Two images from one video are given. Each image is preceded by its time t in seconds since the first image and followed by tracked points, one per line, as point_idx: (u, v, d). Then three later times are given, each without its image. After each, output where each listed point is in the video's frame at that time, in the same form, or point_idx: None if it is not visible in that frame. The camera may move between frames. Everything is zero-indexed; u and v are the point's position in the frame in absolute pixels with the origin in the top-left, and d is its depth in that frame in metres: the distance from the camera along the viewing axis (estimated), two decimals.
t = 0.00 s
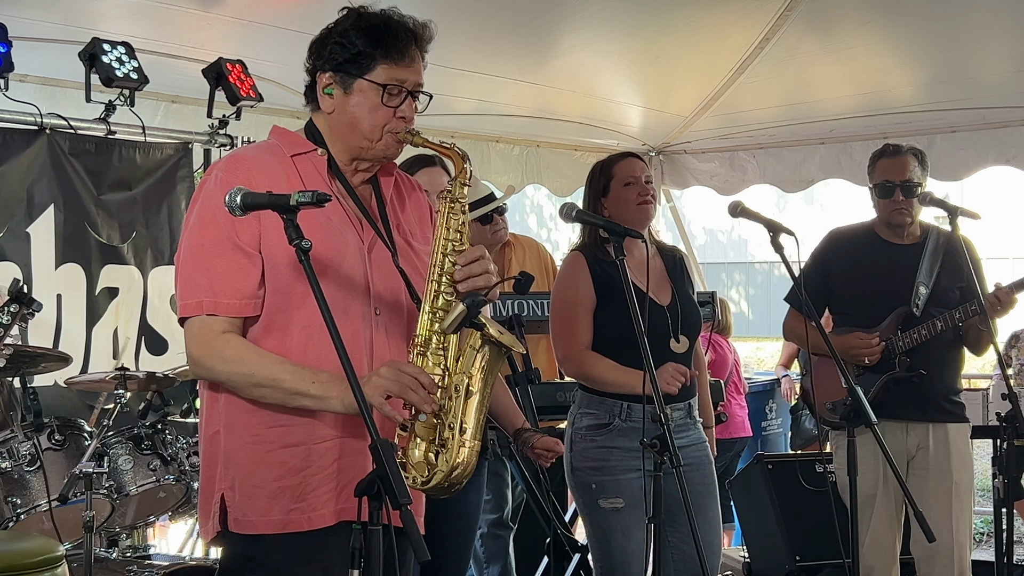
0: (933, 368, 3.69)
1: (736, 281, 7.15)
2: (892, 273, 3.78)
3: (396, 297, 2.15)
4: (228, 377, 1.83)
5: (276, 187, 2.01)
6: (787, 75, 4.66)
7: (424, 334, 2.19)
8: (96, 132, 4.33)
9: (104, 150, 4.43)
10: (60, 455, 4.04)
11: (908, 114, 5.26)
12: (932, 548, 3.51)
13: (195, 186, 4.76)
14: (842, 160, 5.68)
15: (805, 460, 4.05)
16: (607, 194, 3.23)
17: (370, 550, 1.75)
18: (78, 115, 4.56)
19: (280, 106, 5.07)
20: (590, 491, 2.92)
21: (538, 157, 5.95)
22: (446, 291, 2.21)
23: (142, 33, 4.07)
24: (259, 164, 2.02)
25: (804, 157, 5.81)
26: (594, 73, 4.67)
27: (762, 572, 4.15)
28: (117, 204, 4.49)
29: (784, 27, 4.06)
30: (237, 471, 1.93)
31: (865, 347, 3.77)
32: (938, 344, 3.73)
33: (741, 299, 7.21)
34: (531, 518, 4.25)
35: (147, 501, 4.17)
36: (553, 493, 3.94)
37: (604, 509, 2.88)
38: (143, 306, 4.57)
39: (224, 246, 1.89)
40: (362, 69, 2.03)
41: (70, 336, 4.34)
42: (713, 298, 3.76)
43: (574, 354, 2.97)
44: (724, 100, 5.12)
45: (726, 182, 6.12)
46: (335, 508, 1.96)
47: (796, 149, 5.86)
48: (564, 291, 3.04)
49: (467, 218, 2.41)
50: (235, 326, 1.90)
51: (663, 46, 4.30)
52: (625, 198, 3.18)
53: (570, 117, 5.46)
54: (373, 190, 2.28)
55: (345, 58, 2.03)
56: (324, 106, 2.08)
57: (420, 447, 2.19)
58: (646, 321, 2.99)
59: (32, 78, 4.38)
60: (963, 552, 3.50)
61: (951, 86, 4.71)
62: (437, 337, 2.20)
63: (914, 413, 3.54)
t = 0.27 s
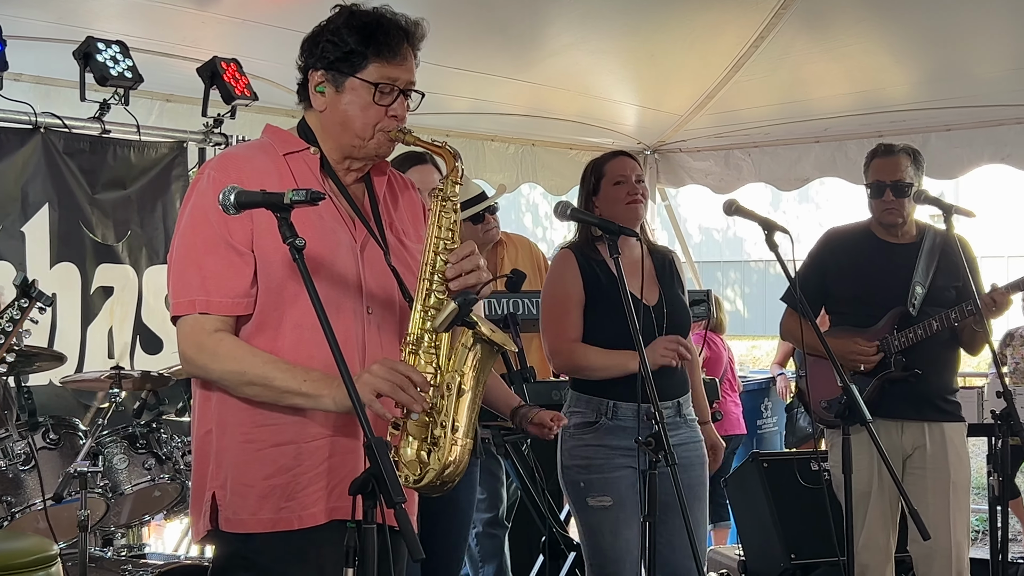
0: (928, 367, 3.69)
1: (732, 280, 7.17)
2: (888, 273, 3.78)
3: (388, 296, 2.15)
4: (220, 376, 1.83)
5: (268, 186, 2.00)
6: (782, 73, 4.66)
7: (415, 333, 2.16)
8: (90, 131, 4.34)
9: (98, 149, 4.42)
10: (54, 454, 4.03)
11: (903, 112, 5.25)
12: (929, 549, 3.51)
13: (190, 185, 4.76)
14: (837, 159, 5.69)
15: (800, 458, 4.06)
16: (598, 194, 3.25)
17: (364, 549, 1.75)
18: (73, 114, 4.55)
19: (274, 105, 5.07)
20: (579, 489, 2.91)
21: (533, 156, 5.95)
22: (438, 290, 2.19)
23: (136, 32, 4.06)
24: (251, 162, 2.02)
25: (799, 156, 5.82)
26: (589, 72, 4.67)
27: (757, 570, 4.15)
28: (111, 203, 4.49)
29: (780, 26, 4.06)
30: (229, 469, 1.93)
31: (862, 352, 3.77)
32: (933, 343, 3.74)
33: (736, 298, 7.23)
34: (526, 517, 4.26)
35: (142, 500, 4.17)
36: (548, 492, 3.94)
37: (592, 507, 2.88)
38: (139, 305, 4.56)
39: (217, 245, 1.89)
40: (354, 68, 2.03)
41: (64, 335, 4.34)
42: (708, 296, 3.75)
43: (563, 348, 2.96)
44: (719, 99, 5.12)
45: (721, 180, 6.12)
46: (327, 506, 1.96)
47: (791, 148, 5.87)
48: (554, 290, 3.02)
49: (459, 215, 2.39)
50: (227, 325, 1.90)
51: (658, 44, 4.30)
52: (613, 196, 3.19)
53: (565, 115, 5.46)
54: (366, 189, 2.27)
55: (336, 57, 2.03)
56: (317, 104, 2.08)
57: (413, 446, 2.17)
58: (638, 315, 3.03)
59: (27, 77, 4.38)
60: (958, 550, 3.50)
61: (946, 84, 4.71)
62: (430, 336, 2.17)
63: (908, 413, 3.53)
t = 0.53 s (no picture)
0: (921, 366, 3.69)
1: (728, 279, 7.16)
2: (880, 273, 3.78)
3: (382, 295, 2.15)
4: (214, 376, 1.82)
5: (262, 186, 2.00)
6: (778, 72, 4.66)
7: (410, 330, 2.17)
8: (85, 131, 4.36)
9: (93, 148, 4.42)
10: (49, 454, 4.03)
11: (899, 111, 5.25)
12: (920, 546, 3.52)
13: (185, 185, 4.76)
14: (832, 158, 5.69)
15: (794, 457, 4.06)
16: (591, 200, 3.24)
17: (357, 548, 1.75)
18: (67, 113, 4.55)
19: (269, 104, 5.07)
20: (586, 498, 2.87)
21: (528, 155, 5.95)
22: (432, 288, 2.20)
23: (130, 32, 4.06)
24: (244, 163, 2.02)
25: (794, 155, 5.82)
26: (584, 71, 4.67)
27: (752, 569, 4.15)
28: (106, 202, 4.48)
29: (775, 25, 4.06)
30: (223, 469, 1.93)
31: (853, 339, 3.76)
32: (927, 342, 3.73)
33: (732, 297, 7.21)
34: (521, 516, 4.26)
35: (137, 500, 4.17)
36: (542, 491, 3.94)
37: (603, 511, 2.83)
38: (133, 305, 4.56)
39: (210, 246, 1.89)
40: (346, 67, 2.02)
41: (59, 335, 4.34)
42: (702, 296, 3.76)
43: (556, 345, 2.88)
44: (714, 98, 5.12)
45: (716, 179, 6.12)
46: (322, 505, 1.96)
47: (787, 147, 5.87)
48: (554, 285, 2.94)
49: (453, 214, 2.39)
50: (221, 325, 1.89)
51: (653, 43, 4.30)
52: (608, 204, 3.18)
53: (560, 114, 5.46)
54: (359, 188, 2.27)
55: (329, 57, 2.03)
56: (310, 105, 2.08)
57: (408, 445, 2.17)
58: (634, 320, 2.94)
59: (21, 76, 4.37)
60: (950, 549, 3.49)
61: (941, 82, 4.71)
62: (424, 334, 2.17)
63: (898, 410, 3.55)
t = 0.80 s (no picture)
0: (913, 365, 3.68)
1: (723, 278, 7.18)
2: (873, 273, 3.79)
3: (379, 296, 2.15)
4: (210, 376, 1.82)
5: (258, 187, 2.00)
6: (773, 72, 4.66)
7: (407, 333, 2.15)
8: (80, 130, 4.36)
9: (87, 148, 4.42)
10: (43, 454, 4.03)
11: (893, 110, 5.26)
12: (913, 545, 3.53)
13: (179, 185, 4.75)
14: (827, 157, 5.69)
15: (787, 457, 4.07)
16: (587, 197, 3.24)
17: (352, 548, 1.75)
18: (62, 113, 4.55)
19: (264, 104, 5.07)
20: (593, 499, 2.88)
21: (524, 155, 5.95)
22: (429, 289, 2.21)
23: (125, 31, 4.06)
24: (241, 163, 2.01)
25: (789, 155, 5.83)
26: (578, 70, 4.67)
27: (747, 569, 4.15)
28: (100, 202, 4.48)
29: (770, 24, 4.05)
30: (219, 469, 1.92)
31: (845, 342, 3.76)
32: (917, 342, 3.73)
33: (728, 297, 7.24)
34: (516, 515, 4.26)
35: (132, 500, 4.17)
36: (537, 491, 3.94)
37: (618, 510, 2.84)
38: (128, 305, 4.56)
39: (207, 247, 1.88)
40: (343, 67, 2.02)
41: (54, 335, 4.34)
42: (697, 295, 3.76)
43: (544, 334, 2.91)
44: (709, 98, 5.13)
45: (711, 179, 6.13)
46: (318, 506, 1.96)
47: (782, 146, 5.87)
48: (549, 281, 2.95)
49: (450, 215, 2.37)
50: (217, 325, 1.89)
51: (647, 43, 4.30)
52: (603, 199, 3.19)
53: (554, 114, 5.46)
54: (355, 189, 2.27)
55: (326, 57, 2.03)
56: (306, 105, 2.07)
57: (404, 446, 2.17)
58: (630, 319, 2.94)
59: (15, 76, 4.37)
60: (942, 548, 3.50)
61: (936, 82, 4.71)
62: (421, 336, 2.16)
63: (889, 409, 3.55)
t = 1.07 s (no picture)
0: (907, 364, 3.69)
1: (718, 278, 7.23)
2: (865, 273, 3.79)
3: (374, 297, 2.15)
4: (205, 377, 1.82)
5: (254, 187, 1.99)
6: (768, 72, 4.66)
7: (404, 333, 2.16)
8: (73, 131, 4.34)
9: (81, 148, 4.42)
10: (37, 455, 4.03)
11: (888, 110, 5.26)
12: (906, 545, 3.52)
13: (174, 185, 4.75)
14: (821, 156, 5.70)
15: (782, 457, 4.07)
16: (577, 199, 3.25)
17: (345, 548, 1.75)
18: (56, 113, 4.55)
19: (258, 104, 5.07)
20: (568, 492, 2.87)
21: (519, 155, 5.95)
22: (427, 291, 2.20)
23: (119, 31, 4.05)
24: (237, 164, 2.01)
25: (783, 155, 5.84)
26: (573, 70, 4.67)
27: (740, 568, 4.16)
28: (94, 203, 4.48)
29: (765, 24, 4.05)
30: (214, 470, 1.92)
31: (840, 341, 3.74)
32: (911, 343, 3.72)
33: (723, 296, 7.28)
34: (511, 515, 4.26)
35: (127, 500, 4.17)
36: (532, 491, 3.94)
37: (584, 509, 2.84)
38: (122, 305, 4.56)
39: (202, 248, 1.88)
40: (342, 68, 2.01)
41: (48, 335, 4.34)
42: (691, 295, 3.76)
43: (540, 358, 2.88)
44: (703, 97, 5.13)
45: (706, 179, 6.13)
46: (313, 507, 1.96)
47: (777, 146, 5.88)
48: (536, 298, 2.93)
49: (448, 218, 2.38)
50: (213, 326, 1.88)
51: (642, 43, 4.30)
52: (592, 202, 3.19)
53: (549, 114, 5.45)
54: (352, 190, 2.27)
55: (324, 57, 2.02)
56: (304, 105, 2.07)
57: (401, 447, 2.16)
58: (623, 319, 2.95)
59: (9, 76, 4.37)
60: (935, 547, 3.50)
61: (930, 82, 4.71)
62: (418, 337, 2.17)
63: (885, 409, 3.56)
